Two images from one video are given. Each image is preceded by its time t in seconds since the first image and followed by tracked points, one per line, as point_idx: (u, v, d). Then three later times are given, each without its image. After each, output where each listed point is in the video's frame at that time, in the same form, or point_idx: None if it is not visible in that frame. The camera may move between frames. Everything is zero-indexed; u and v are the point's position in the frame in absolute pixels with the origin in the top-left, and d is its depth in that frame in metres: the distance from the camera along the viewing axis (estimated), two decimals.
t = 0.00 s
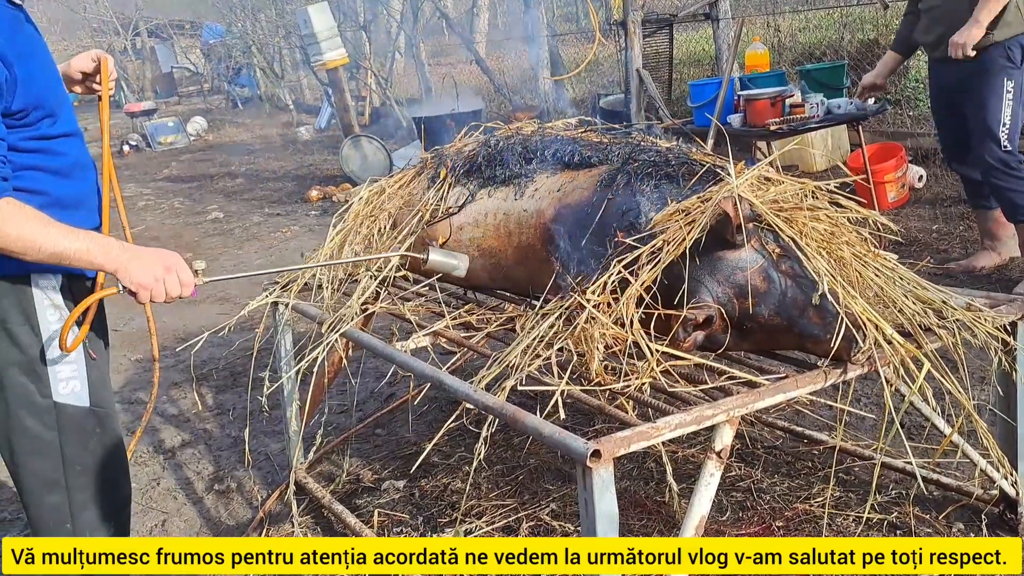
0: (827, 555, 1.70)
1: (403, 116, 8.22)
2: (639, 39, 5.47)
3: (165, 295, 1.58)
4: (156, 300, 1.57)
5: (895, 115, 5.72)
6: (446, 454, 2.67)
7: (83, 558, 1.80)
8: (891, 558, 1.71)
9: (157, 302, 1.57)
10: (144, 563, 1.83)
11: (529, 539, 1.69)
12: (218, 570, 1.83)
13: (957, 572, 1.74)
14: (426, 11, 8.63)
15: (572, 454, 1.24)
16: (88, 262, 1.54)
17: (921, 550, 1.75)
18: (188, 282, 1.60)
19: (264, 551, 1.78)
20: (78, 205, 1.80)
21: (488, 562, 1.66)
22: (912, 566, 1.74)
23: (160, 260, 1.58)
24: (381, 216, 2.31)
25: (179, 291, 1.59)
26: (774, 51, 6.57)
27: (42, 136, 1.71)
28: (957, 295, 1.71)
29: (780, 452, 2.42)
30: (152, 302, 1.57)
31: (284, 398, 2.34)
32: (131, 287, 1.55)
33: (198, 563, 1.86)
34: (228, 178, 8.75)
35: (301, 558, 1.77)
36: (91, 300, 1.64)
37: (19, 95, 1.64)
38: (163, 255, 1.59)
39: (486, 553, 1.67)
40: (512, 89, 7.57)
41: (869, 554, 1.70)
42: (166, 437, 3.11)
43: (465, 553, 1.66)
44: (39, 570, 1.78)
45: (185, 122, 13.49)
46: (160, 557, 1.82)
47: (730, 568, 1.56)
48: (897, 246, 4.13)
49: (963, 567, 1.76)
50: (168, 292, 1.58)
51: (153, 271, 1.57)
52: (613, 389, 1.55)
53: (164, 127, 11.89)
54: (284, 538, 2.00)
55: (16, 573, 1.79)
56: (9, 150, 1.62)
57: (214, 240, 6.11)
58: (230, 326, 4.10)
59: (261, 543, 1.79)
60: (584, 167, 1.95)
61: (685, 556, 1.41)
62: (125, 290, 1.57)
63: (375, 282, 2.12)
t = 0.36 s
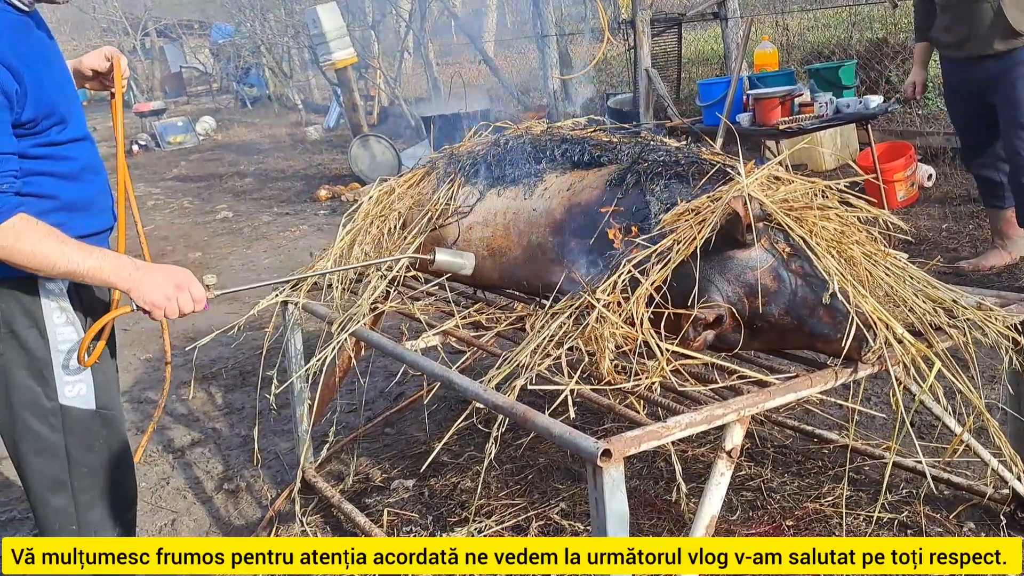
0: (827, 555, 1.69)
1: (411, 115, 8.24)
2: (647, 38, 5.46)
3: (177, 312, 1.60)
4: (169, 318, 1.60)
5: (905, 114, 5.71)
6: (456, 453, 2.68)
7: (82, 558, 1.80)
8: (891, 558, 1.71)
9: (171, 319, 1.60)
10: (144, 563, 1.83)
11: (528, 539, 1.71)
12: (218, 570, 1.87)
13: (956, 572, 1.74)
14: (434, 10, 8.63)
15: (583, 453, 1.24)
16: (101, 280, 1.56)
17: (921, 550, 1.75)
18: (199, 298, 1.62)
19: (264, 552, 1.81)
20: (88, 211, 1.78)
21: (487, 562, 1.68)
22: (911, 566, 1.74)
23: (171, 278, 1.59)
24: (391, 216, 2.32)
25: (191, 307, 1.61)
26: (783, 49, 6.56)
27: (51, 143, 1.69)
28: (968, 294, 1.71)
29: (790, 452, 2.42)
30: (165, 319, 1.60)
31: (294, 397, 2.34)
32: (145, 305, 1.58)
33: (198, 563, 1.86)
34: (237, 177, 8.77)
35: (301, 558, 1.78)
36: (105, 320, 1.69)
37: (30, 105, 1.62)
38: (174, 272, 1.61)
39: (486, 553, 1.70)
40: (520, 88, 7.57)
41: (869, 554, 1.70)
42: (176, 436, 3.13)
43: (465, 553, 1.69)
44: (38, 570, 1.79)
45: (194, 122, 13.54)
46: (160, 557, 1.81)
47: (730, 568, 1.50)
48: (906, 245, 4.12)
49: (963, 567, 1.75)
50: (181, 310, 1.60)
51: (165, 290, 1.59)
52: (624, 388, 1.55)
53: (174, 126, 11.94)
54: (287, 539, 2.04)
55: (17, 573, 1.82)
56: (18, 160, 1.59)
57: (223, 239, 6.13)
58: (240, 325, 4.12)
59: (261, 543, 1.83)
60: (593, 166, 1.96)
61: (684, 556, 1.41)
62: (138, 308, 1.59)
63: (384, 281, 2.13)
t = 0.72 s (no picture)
0: (827, 555, 1.68)
1: (416, 112, 8.24)
2: (653, 36, 5.46)
3: (183, 314, 1.61)
4: (175, 320, 1.61)
5: (911, 114, 5.69)
6: (458, 450, 2.68)
7: (83, 558, 1.75)
8: (891, 558, 1.71)
9: (177, 321, 1.61)
10: (144, 563, 1.82)
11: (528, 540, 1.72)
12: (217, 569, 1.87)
13: (957, 571, 1.75)
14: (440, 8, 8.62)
15: (585, 450, 1.24)
16: (106, 282, 1.56)
17: (921, 550, 1.76)
18: (204, 300, 1.64)
19: (264, 551, 1.82)
20: (91, 208, 1.77)
21: (488, 562, 1.69)
22: (912, 566, 1.75)
23: (177, 280, 1.61)
24: (396, 212, 2.32)
25: (196, 309, 1.63)
26: (789, 49, 6.55)
27: (54, 140, 1.67)
28: (973, 294, 1.70)
29: (792, 451, 2.41)
30: (171, 320, 1.61)
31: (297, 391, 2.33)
32: (151, 307, 1.58)
33: (197, 562, 1.89)
34: (241, 173, 8.79)
35: (300, 558, 1.80)
36: (108, 323, 1.65)
37: (32, 104, 1.59)
38: (179, 274, 1.62)
39: (486, 553, 1.71)
40: (525, 86, 7.57)
41: (869, 554, 1.69)
42: (179, 430, 3.13)
43: (465, 553, 1.69)
44: (39, 569, 1.76)
45: (199, 118, 13.55)
46: (160, 557, 1.82)
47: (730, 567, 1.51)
48: (911, 245, 4.12)
49: (963, 567, 1.76)
50: (187, 312, 1.61)
51: (171, 292, 1.60)
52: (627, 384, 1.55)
53: (178, 122, 11.95)
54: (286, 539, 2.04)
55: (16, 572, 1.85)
56: (21, 159, 1.58)
57: (227, 235, 6.14)
58: (243, 320, 4.13)
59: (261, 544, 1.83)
60: (599, 164, 1.96)
61: (683, 556, 1.41)
62: (142, 310, 1.59)
63: (388, 277, 2.12)
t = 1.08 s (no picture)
0: (827, 554, 1.70)
1: (422, 108, 8.23)
2: (660, 33, 5.45)
3: (185, 316, 1.61)
4: (177, 322, 1.60)
5: (919, 113, 5.67)
6: (462, 445, 2.68)
7: (83, 557, 1.73)
8: (891, 558, 1.71)
9: (179, 323, 1.60)
10: (143, 563, 1.80)
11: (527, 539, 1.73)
12: (217, 569, 1.83)
13: (957, 572, 1.73)
14: (446, 4, 8.61)
15: (590, 445, 1.24)
16: (109, 283, 1.57)
17: (921, 549, 1.75)
18: (208, 302, 1.63)
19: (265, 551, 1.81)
20: (101, 203, 1.78)
21: (488, 562, 1.70)
22: (912, 566, 1.74)
23: (179, 282, 1.60)
24: (402, 207, 2.32)
25: (199, 311, 1.62)
26: (797, 46, 6.52)
27: (60, 137, 1.67)
28: (980, 293, 1.70)
29: (797, 449, 2.41)
30: (174, 322, 1.60)
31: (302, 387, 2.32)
32: (152, 309, 1.58)
33: (197, 563, 1.86)
34: (247, 168, 8.80)
35: (300, 558, 1.80)
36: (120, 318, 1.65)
37: (37, 103, 1.59)
38: (182, 276, 1.61)
39: (486, 553, 1.71)
40: (531, 83, 7.56)
41: (869, 554, 1.70)
42: (184, 424, 3.14)
43: (466, 553, 1.68)
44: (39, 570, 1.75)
45: (205, 113, 13.57)
46: (160, 557, 1.82)
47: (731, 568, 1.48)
48: (918, 244, 4.10)
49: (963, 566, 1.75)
50: (190, 314, 1.60)
51: (173, 294, 1.59)
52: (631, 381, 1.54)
53: (184, 117, 11.97)
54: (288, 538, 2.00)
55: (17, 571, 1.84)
56: (26, 158, 1.58)
57: (233, 230, 6.15)
58: (249, 315, 4.14)
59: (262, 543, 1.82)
60: (605, 160, 1.95)
61: (683, 556, 1.41)
62: (146, 311, 1.59)
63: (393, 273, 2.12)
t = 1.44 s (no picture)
0: (827, 555, 1.70)
1: (432, 101, 8.23)
2: (671, 24, 5.43)
3: (200, 307, 1.62)
4: (192, 313, 1.61)
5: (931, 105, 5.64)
6: (471, 437, 2.69)
7: (83, 557, 1.74)
8: (891, 558, 1.71)
9: (194, 314, 1.62)
10: (143, 563, 1.79)
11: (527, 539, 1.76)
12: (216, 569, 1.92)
13: (956, 571, 1.72)
14: None
15: (599, 437, 1.24)
16: (123, 275, 1.57)
17: (921, 550, 1.74)
18: (221, 293, 1.65)
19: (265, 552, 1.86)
20: (113, 193, 1.79)
21: (488, 562, 1.72)
22: (911, 566, 1.73)
23: (194, 274, 1.61)
24: (411, 199, 2.32)
25: (214, 302, 1.64)
26: (809, 38, 6.48)
27: (72, 128, 1.68)
28: (993, 286, 1.69)
29: (806, 441, 2.40)
30: (188, 313, 1.62)
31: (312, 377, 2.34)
32: (167, 300, 1.59)
33: (198, 563, 1.90)
34: (257, 161, 8.82)
35: (300, 558, 1.83)
36: (132, 313, 1.65)
37: (48, 95, 1.60)
38: (196, 267, 1.63)
39: (486, 553, 1.73)
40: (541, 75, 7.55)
41: (869, 555, 1.69)
42: (196, 414, 3.16)
43: (466, 553, 1.73)
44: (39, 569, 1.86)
45: (215, 106, 13.61)
46: (160, 557, 1.80)
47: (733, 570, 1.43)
48: (930, 237, 4.08)
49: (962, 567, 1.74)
50: (205, 305, 1.62)
51: (188, 285, 1.61)
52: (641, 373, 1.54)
53: (195, 109, 12.00)
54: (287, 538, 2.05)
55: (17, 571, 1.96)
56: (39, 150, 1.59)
57: (244, 222, 6.17)
58: (260, 307, 4.16)
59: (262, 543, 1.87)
60: (615, 152, 1.95)
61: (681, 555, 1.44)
62: (160, 303, 1.60)
63: (402, 265, 2.12)
